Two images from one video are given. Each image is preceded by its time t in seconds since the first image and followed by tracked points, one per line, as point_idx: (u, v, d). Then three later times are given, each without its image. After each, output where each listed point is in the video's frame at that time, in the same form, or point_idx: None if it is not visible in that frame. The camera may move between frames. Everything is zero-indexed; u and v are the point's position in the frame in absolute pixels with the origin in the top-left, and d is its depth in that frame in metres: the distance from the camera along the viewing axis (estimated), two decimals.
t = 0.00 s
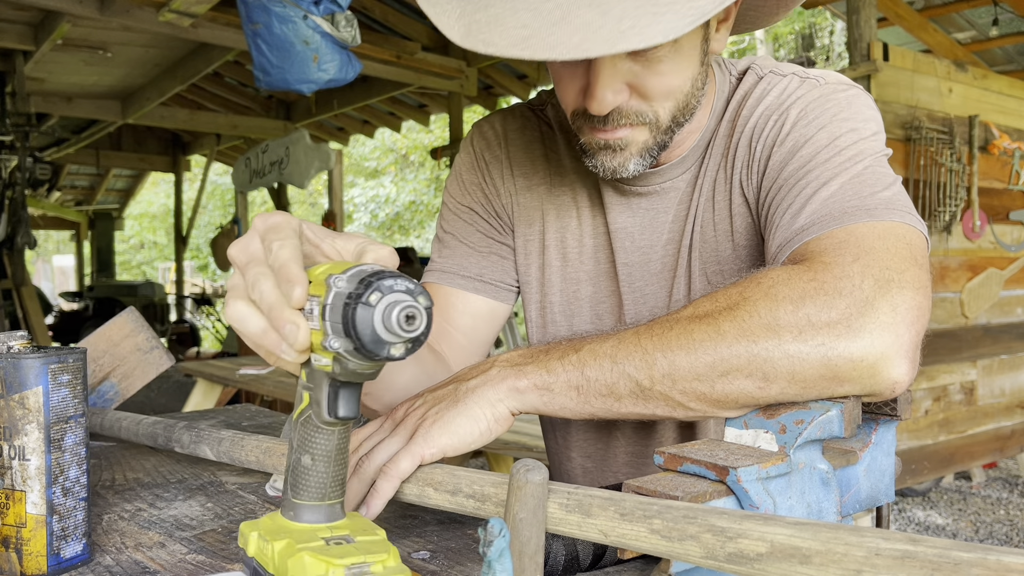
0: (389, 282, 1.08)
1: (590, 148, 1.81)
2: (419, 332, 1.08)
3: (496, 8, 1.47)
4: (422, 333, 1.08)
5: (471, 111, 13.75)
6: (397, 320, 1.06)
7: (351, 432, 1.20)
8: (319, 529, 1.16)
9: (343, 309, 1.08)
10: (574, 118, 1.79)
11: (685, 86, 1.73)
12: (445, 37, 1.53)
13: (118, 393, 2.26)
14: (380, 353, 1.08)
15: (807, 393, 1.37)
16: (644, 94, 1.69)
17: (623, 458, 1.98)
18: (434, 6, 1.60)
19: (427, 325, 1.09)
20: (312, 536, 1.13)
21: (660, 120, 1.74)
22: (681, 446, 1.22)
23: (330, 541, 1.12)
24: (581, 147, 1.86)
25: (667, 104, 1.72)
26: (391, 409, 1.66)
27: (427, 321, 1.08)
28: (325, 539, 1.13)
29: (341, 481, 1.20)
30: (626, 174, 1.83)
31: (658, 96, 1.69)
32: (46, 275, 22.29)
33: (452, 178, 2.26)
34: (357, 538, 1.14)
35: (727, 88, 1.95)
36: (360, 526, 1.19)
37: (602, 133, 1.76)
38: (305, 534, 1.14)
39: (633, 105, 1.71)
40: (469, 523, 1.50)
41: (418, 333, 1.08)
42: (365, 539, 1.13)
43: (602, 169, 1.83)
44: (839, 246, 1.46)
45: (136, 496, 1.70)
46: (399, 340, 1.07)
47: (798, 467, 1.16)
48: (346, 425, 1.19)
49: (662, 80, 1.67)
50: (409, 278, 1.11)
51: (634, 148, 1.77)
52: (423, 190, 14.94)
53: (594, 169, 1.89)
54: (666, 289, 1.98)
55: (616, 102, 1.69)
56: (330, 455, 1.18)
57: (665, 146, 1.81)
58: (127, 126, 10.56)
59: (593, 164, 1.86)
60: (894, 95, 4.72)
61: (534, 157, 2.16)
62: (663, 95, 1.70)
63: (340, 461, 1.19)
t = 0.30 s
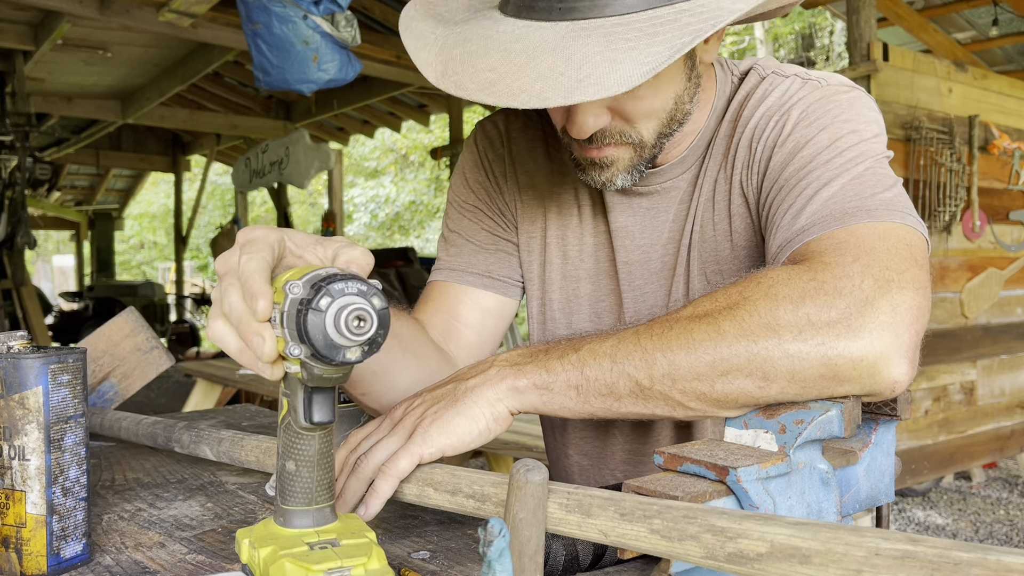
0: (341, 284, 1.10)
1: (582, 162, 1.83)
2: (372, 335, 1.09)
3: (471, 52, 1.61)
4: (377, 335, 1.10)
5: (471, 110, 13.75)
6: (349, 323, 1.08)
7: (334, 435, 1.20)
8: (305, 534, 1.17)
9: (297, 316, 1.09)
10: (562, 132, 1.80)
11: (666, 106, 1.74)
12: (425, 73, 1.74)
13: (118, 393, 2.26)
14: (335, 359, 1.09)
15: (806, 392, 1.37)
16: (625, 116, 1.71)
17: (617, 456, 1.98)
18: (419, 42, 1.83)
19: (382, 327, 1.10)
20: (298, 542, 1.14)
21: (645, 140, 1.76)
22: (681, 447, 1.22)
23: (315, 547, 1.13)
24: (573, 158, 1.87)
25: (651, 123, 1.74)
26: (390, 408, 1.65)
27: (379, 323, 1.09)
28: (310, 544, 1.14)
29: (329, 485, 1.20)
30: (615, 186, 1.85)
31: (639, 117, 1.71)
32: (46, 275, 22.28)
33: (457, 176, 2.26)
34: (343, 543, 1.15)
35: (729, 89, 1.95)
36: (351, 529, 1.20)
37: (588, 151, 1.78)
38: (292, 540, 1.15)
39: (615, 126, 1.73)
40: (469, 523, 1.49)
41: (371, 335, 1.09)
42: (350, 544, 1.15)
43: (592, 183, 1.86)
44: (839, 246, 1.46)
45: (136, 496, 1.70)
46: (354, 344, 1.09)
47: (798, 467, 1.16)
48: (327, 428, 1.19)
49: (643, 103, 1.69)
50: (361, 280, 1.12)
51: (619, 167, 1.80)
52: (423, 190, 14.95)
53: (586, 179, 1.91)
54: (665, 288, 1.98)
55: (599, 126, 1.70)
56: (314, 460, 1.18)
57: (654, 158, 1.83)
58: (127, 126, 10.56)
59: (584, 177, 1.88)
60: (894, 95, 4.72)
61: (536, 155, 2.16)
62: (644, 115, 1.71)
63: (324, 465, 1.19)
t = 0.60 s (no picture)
0: (338, 285, 1.09)
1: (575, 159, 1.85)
2: (371, 335, 1.10)
3: (468, 32, 1.59)
4: (376, 335, 1.11)
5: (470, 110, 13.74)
6: (347, 324, 1.08)
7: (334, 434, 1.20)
8: (305, 535, 1.17)
9: (295, 316, 1.09)
10: (557, 126, 1.83)
11: (663, 93, 1.76)
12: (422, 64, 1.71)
13: (118, 393, 2.26)
14: (335, 359, 1.09)
15: (807, 393, 1.37)
16: (621, 104, 1.73)
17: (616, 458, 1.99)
18: (409, 38, 1.82)
19: (381, 326, 1.11)
20: (298, 542, 1.14)
21: (641, 129, 1.78)
22: (681, 447, 1.22)
23: (315, 547, 1.13)
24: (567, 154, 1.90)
25: (646, 112, 1.75)
26: (387, 405, 1.67)
27: (379, 324, 1.10)
28: (310, 544, 1.14)
29: (329, 485, 1.20)
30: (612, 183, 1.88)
31: (636, 104, 1.73)
32: (47, 275, 22.28)
33: (453, 207, 2.27)
34: (343, 543, 1.15)
35: (717, 91, 1.96)
36: (350, 529, 1.20)
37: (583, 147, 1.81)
38: (292, 540, 1.15)
39: (612, 115, 1.75)
40: (469, 523, 1.49)
41: (372, 335, 1.10)
42: (350, 544, 1.15)
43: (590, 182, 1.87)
44: (835, 246, 1.46)
45: (136, 496, 1.70)
46: (352, 345, 1.09)
47: (798, 467, 1.16)
48: (327, 428, 1.19)
49: (637, 89, 1.71)
50: (359, 278, 1.12)
51: (617, 159, 1.82)
52: (423, 190, 14.94)
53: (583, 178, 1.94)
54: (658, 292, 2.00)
55: (593, 114, 1.72)
56: (314, 461, 1.18)
57: (651, 152, 1.86)
58: (127, 126, 10.55)
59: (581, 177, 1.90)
60: (894, 95, 4.72)
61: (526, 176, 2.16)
62: (640, 103, 1.73)
63: (325, 464, 1.19)
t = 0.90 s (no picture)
0: (337, 285, 1.09)
1: (565, 156, 1.82)
2: (371, 336, 1.10)
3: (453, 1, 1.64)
4: (377, 334, 1.10)
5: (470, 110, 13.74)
6: (347, 325, 1.08)
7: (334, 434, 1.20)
8: (304, 535, 1.17)
9: (296, 317, 1.09)
10: (546, 116, 1.81)
11: (649, 79, 1.76)
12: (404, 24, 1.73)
13: (118, 393, 2.26)
14: (335, 360, 1.09)
15: (809, 392, 1.37)
16: (608, 87, 1.72)
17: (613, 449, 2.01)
18: None
19: (381, 326, 1.10)
20: (298, 542, 1.14)
21: (628, 115, 1.77)
22: (681, 447, 1.22)
23: (315, 547, 1.14)
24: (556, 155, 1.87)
25: (633, 98, 1.76)
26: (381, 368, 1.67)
27: (379, 323, 1.10)
28: (310, 544, 1.14)
29: (328, 485, 1.20)
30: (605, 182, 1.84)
31: (623, 87, 1.73)
32: (47, 275, 22.30)
33: (444, 207, 2.21)
34: (343, 543, 1.15)
35: (707, 96, 1.96)
36: (351, 529, 1.20)
37: (573, 140, 1.78)
38: (292, 540, 1.15)
39: (599, 98, 1.74)
40: (469, 524, 1.49)
41: (371, 335, 1.10)
42: (350, 544, 1.15)
43: (581, 180, 1.84)
44: (835, 246, 1.46)
45: (136, 496, 1.70)
46: (352, 346, 1.09)
47: (798, 467, 1.16)
48: (327, 428, 1.19)
49: (623, 72, 1.71)
50: (360, 278, 1.12)
51: (611, 153, 1.80)
52: (423, 190, 14.95)
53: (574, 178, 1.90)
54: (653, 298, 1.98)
55: (578, 94, 1.72)
56: (314, 460, 1.18)
57: (644, 146, 1.83)
58: (127, 126, 10.55)
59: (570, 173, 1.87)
60: (894, 95, 4.72)
61: (525, 178, 2.15)
62: (626, 87, 1.73)
63: (324, 462, 1.19)
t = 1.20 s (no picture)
0: (337, 285, 1.09)
1: (546, 170, 1.79)
2: (371, 336, 1.10)
3: (446, 11, 1.63)
4: (376, 335, 1.10)
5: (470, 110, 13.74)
6: (347, 325, 1.08)
7: (334, 435, 1.20)
8: (304, 535, 1.17)
9: (296, 317, 1.09)
10: (529, 130, 1.79)
11: (638, 96, 1.75)
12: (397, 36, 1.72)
13: (118, 393, 2.26)
14: (335, 359, 1.09)
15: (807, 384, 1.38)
16: (597, 102, 1.71)
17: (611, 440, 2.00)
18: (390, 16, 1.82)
19: (381, 326, 1.10)
20: (298, 542, 1.14)
21: (615, 130, 1.75)
22: (681, 447, 1.22)
23: (315, 547, 1.14)
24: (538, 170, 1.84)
25: (622, 113, 1.74)
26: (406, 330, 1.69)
27: (379, 324, 1.10)
28: (310, 544, 1.14)
29: (328, 485, 1.20)
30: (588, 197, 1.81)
31: (611, 104, 1.72)
32: (47, 275, 22.32)
33: (418, 222, 2.10)
34: (343, 542, 1.15)
35: (683, 110, 1.96)
36: (351, 528, 1.20)
37: (556, 153, 1.76)
38: (292, 540, 1.15)
39: (588, 113, 1.72)
40: (469, 523, 1.50)
41: (371, 335, 1.10)
42: (351, 544, 1.15)
43: (563, 194, 1.81)
44: (836, 243, 1.46)
45: (136, 496, 1.70)
46: (352, 345, 1.09)
47: (798, 467, 1.16)
48: (327, 428, 1.19)
49: (613, 87, 1.70)
50: (359, 279, 1.12)
51: (594, 168, 1.77)
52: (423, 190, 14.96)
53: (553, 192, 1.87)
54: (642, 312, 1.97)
55: (568, 109, 1.70)
56: (314, 460, 1.18)
57: (626, 163, 1.82)
58: (127, 126, 10.55)
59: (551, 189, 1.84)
60: (894, 96, 4.72)
61: (503, 192, 2.07)
62: (615, 103, 1.72)
63: (324, 463, 1.19)
